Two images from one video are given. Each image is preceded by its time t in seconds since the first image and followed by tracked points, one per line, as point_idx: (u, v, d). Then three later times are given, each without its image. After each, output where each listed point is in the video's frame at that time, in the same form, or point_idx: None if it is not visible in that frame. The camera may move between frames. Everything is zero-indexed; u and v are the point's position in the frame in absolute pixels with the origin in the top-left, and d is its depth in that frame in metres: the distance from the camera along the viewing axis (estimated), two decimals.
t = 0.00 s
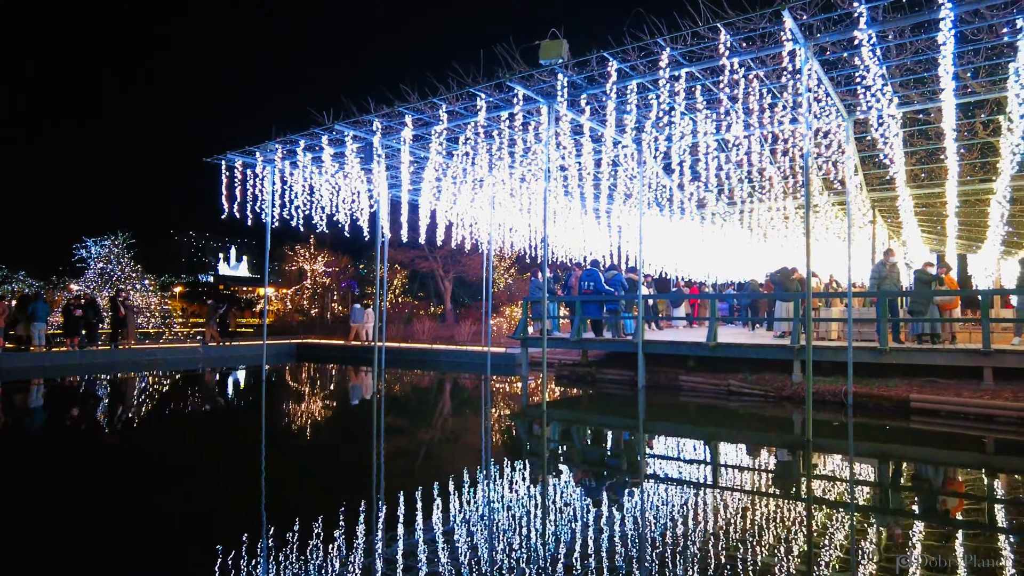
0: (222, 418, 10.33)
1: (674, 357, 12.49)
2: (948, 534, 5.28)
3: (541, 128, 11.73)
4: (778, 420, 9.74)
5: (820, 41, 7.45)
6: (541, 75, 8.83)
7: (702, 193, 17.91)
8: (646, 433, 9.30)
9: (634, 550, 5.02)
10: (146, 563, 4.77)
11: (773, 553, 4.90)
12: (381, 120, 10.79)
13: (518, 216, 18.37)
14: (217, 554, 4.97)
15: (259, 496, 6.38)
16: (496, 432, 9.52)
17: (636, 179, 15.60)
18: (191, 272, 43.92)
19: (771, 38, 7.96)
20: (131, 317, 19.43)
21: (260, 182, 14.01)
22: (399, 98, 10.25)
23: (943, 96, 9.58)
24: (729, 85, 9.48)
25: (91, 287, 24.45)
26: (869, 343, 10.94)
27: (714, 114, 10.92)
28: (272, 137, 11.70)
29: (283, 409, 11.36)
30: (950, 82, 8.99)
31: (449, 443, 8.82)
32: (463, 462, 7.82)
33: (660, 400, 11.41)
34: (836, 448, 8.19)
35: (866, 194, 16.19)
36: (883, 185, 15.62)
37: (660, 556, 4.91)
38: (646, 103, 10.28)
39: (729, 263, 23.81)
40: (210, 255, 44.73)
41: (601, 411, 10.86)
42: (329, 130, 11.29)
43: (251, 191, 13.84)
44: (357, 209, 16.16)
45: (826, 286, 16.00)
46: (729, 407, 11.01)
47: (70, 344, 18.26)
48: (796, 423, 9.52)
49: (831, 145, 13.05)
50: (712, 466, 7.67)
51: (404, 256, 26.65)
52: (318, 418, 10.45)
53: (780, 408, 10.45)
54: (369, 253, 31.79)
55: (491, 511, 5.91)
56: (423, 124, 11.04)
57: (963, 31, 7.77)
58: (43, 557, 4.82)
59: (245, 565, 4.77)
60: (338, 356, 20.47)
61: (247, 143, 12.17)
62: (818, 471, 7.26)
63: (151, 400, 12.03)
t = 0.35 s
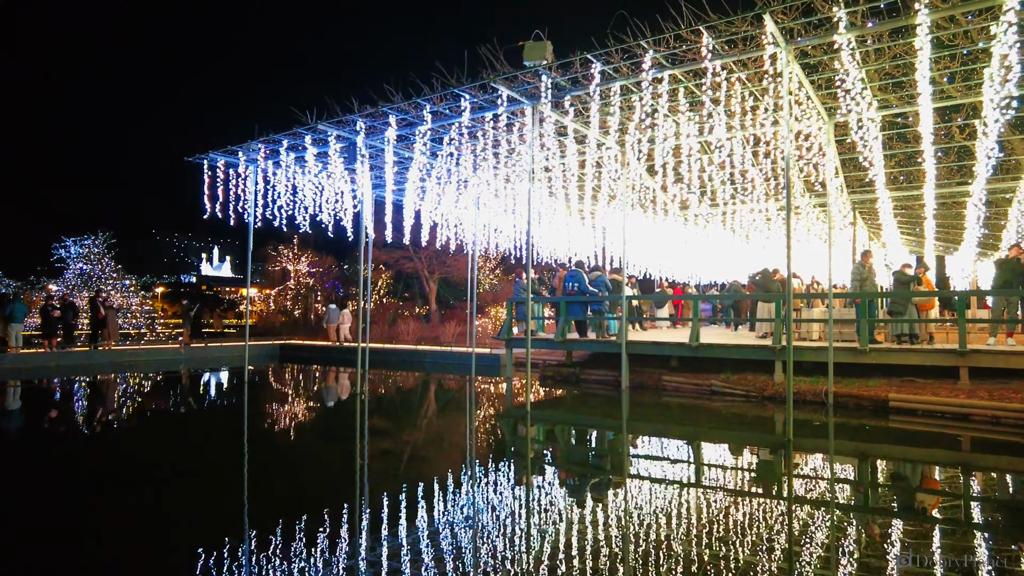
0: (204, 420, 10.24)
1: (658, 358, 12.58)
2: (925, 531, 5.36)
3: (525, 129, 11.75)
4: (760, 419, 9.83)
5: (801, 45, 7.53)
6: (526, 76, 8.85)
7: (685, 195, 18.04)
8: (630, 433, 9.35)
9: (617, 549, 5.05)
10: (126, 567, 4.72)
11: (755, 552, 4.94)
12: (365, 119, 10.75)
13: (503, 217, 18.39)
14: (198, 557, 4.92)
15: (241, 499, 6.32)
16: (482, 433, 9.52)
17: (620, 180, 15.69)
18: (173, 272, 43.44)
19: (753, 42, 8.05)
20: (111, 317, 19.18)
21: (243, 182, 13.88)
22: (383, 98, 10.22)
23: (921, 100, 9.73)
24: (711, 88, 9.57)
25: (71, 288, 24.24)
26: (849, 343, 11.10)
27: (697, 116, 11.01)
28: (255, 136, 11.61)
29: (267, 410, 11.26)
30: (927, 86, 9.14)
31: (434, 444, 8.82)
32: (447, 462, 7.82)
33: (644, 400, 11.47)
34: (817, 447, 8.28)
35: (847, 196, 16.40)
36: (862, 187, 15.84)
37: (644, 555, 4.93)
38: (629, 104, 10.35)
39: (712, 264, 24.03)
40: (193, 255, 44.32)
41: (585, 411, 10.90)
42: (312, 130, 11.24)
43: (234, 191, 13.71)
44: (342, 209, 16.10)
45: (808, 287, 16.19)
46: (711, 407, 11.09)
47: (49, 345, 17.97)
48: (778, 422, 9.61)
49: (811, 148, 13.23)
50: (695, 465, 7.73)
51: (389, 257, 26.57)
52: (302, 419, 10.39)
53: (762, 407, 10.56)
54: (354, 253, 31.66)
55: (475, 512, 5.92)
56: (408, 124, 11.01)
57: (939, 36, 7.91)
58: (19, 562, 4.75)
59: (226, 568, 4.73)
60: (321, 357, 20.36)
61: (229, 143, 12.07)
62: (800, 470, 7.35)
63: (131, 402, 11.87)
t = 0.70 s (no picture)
0: (185, 421, 10.13)
1: (642, 358, 12.65)
2: (903, 528, 5.44)
3: (510, 130, 11.75)
4: (743, 419, 9.91)
5: (783, 48, 7.61)
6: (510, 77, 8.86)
7: (669, 197, 18.15)
8: (615, 433, 9.39)
9: (602, 549, 5.07)
10: (105, 570, 4.67)
11: (738, 550, 4.98)
12: (349, 119, 10.71)
13: (488, 217, 18.39)
14: (180, 559, 4.88)
15: (223, 501, 6.27)
16: (467, 433, 9.50)
17: (605, 181, 15.75)
18: (155, 272, 42.99)
19: (735, 45, 8.12)
20: (91, 318, 18.92)
21: (226, 181, 13.77)
22: (367, 98, 10.19)
23: (900, 103, 9.85)
24: (695, 90, 9.63)
25: (50, 288, 23.95)
26: (829, 343, 11.22)
27: (681, 118, 11.08)
28: (237, 135, 11.52)
29: (250, 411, 11.18)
30: (906, 89, 9.26)
31: (419, 445, 8.79)
32: (431, 463, 7.81)
33: (628, 400, 11.53)
34: (799, 446, 8.37)
35: (828, 199, 16.59)
36: (843, 190, 16.03)
37: (628, 555, 4.95)
38: (613, 106, 10.39)
39: (696, 265, 24.21)
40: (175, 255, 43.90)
41: (569, 412, 10.93)
42: (296, 130, 11.17)
43: (216, 190, 13.60)
44: (326, 209, 16.01)
45: (790, 288, 16.35)
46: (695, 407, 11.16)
47: (27, 346, 17.70)
48: (760, 422, 9.70)
49: (793, 150, 13.38)
50: (679, 465, 7.77)
51: (374, 257, 26.48)
52: (286, 421, 10.31)
53: (745, 407, 10.65)
54: (338, 253, 31.53)
55: (459, 513, 5.91)
56: (392, 124, 10.98)
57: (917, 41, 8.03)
58: None
59: (208, 570, 4.69)
60: (305, 358, 20.25)
61: (212, 142, 11.97)
62: (782, 470, 7.42)
63: (112, 403, 11.74)
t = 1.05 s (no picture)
0: (167, 423, 10.03)
1: (625, 359, 12.71)
2: (881, 526, 5.50)
3: (494, 131, 11.75)
4: (725, 419, 9.99)
5: (764, 51, 7.67)
6: (494, 78, 8.87)
7: (652, 198, 18.25)
8: (598, 433, 9.42)
9: (585, 549, 5.08)
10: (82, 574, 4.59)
11: (721, 550, 5.01)
12: (332, 119, 10.66)
13: (472, 218, 18.39)
14: (160, 562, 4.82)
15: (205, 503, 6.20)
16: (451, 434, 9.48)
17: (588, 182, 15.81)
18: (136, 272, 42.50)
19: (717, 47, 8.18)
20: (69, 318, 18.64)
21: (207, 181, 13.64)
22: (350, 97, 10.15)
23: (878, 107, 9.97)
24: (677, 93, 9.69)
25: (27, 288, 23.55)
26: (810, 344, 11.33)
27: (664, 120, 11.14)
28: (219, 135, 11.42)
29: (233, 413, 11.09)
30: (884, 93, 9.38)
31: (403, 446, 8.76)
32: (414, 464, 7.79)
33: (612, 400, 11.58)
34: (781, 446, 8.46)
35: (809, 201, 16.76)
36: (824, 192, 16.21)
37: (611, 555, 4.96)
38: (597, 108, 10.42)
39: (679, 266, 24.39)
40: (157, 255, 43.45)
41: (553, 412, 10.96)
42: (279, 129, 11.09)
43: (198, 190, 13.47)
44: (309, 209, 15.91)
45: (772, 289, 16.52)
46: (678, 407, 11.23)
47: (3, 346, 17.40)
48: (742, 422, 9.78)
49: (774, 152, 13.52)
50: (663, 465, 7.81)
51: (358, 257, 26.35)
52: (268, 422, 10.22)
53: (727, 407, 10.73)
54: (322, 254, 31.36)
55: (443, 514, 5.89)
56: (376, 124, 10.94)
57: (895, 46, 8.15)
58: None
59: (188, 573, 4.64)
60: (287, 359, 20.12)
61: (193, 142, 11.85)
62: (764, 469, 7.47)
63: (92, 405, 11.58)
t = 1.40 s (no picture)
0: (146, 425, 9.90)
1: (607, 359, 12.78)
2: (859, 525, 5.57)
3: (477, 132, 11.75)
4: (706, 419, 10.07)
5: (745, 54, 7.76)
6: (477, 78, 8.88)
7: (635, 199, 18.35)
8: (580, 433, 9.46)
9: (568, 549, 5.09)
10: None
11: (703, 549, 5.04)
12: (314, 118, 10.60)
13: (456, 219, 18.38)
14: (138, 566, 4.76)
15: (184, 505, 6.14)
16: (434, 435, 9.46)
17: (571, 183, 15.87)
18: (115, 272, 41.93)
19: (698, 50, 8.24)
20: (44, 319, 18.32)
21: (187, 180, 13.48)
22: (333, 97, 10.10)
23: (856, 110, 10.11)
24: (658, 94, 9.76)
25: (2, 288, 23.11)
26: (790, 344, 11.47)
27: (646, 121, 11.21)
28: (199, 133, 11.30)
29: (214, 414, 10.97)
30: (862, 97, 9.51)
31: (386, 447, 8.73)
32: (397, 466, 7.76)
33: (594, 399, 11.63)
34: (760, 445, 8.55)
35: (789, 203, 16.95)
36: (804, 194, 16.41)
37: (594, 555, 4.98)
38: (580, 109, 10.46)
39: (662, 266, 24.55)
40: (136, 255, 42.90)
41: (536, 412, 10.97)
42: (260, 128, 11.00)
43: (177, 189, 13.31)
44: (291, 209, 15.79)
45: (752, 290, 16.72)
46: (659, 407, 11.32)
47: None
48: (723, 421, 9.87)
49: (754, 154, 13.66)
50: (645, 464, 7.86)
51: (341, 258, 26.20)
52: (250, 424, 10.13)
53: (708, 407, 10.82)
54: (303, 254, 31.12)
55: (426, 515, 5.88)
56: (358, 124, 10.90)
57: (872, 51, 8.27)
58: None
59: None
60: (269, 360, 19.97)
61: (173, 141, 11.71)
62: (744, 468, 7.55)
63: (69, 407, 11.41)
